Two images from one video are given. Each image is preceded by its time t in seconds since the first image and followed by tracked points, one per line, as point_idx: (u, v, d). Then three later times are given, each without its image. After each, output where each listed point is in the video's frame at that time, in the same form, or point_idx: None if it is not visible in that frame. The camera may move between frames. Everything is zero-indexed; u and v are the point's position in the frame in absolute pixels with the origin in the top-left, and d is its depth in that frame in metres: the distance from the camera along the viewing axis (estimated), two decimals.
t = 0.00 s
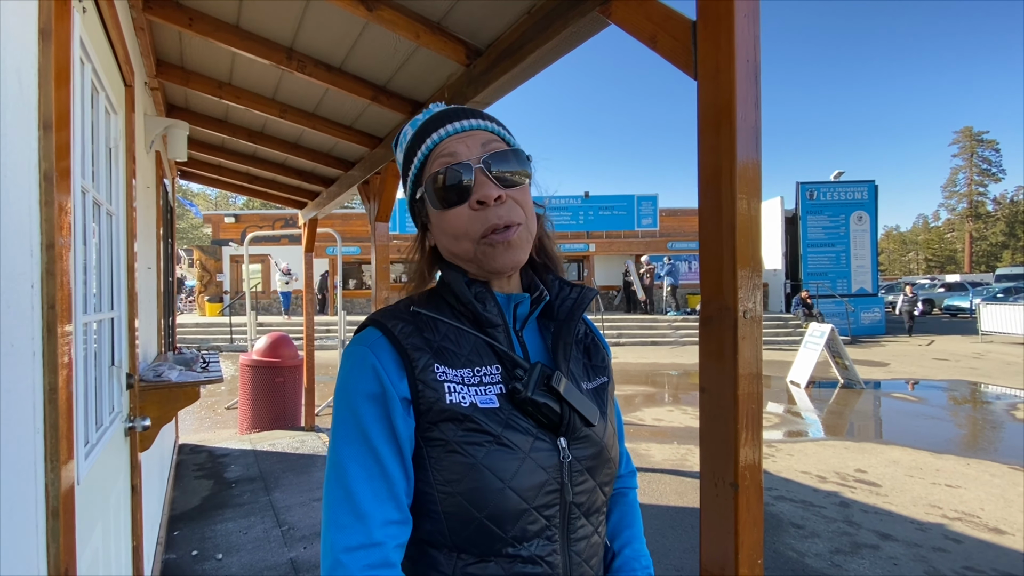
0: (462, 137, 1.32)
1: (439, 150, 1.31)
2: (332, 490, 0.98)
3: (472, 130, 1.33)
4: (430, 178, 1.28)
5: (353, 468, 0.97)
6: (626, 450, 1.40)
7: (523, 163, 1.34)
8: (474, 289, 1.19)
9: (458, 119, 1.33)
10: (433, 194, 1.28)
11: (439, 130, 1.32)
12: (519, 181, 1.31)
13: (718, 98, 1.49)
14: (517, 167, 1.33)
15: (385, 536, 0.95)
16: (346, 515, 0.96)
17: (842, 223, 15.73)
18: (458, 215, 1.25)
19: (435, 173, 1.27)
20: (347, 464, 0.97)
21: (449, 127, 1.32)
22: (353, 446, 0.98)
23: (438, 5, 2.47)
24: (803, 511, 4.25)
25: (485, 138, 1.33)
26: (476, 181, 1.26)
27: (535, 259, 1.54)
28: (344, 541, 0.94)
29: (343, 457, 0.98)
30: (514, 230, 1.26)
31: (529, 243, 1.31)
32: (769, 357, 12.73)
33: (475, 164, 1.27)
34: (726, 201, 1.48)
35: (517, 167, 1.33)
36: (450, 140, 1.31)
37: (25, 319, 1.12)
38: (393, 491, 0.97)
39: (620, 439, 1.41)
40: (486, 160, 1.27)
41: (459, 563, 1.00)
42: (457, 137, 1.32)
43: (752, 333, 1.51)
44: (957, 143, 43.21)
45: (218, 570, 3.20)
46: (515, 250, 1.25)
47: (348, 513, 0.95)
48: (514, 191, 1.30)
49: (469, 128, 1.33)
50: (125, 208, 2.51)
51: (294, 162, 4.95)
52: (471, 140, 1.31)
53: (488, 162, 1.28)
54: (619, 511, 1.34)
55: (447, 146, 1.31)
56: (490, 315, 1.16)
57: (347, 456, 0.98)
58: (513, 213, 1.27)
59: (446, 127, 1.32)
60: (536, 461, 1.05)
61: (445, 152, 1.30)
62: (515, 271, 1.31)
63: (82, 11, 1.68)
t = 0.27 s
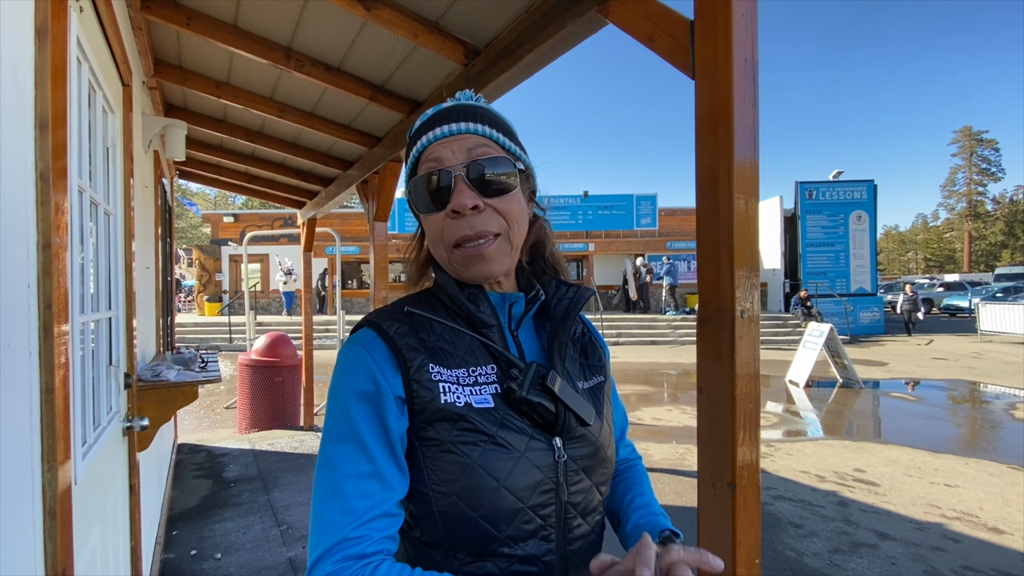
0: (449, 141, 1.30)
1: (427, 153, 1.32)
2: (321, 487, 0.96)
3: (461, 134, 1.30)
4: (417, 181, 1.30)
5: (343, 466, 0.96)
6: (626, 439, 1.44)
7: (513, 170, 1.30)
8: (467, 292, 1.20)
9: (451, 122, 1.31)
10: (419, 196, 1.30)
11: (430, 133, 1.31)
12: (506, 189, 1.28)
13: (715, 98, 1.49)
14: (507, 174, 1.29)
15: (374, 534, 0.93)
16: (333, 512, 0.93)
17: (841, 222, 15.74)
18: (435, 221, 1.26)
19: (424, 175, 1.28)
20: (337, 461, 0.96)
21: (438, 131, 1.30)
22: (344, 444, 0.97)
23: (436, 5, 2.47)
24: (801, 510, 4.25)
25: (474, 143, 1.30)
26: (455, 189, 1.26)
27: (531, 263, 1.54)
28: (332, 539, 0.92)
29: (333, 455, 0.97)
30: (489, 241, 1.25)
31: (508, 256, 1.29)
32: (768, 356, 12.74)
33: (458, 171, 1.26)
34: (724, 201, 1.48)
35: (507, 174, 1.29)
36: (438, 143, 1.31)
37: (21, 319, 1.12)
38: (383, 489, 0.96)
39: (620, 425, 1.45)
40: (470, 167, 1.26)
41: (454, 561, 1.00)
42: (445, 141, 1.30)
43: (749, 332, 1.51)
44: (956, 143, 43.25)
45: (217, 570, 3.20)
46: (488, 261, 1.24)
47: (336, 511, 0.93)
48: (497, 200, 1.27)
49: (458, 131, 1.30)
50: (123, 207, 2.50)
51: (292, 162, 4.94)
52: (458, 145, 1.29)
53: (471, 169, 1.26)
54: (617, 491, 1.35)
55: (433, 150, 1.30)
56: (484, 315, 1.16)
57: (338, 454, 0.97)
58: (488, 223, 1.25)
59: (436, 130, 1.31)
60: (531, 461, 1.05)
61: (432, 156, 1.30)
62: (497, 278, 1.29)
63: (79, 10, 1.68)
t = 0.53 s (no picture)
0: (455, 144, 1.30)
1: (433, 156, 1.31)
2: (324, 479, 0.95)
3: (468, 138, 1.30)
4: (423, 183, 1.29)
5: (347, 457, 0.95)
6: (628, 436, 1.45)
7: (518, 177, 1.30)
8: (468, 293, 1.21)
9: (457, 124, 1.30)
10: (424, 198, 1.30)
11: (435, 136, 1.31)
12: (511, 196, 1.29)
13: (715, 97, 1.50)
14: (513, 180, 1.29)
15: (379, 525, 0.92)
16: (339, 504, 0.92)
17: (839, 221, 15.77)
18: (442, 223, 1.26)
19: (429, 178, 1.28)
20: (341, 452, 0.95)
21: (444, 134, 1.30)
22: (347, 437, 0.96)
23: (436, 4, 2.47)
24: (800, 508, 4.26)
25: (480, 148, 1.30)
26: (462, 193, 1.26)
27: (534, 265, 1.54)
28: (336, 529, 0.90)
29: (338, 447, 0.96)
30: (495, 248, 1.25)
31: (514, 262, 1.29)
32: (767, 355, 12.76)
33: (464, 176, 1.26)
34: (723, 200, 1.48)
35: (513, 180, 1.29)
36: (444, 147, 1.30)
37: (23, 317, 1.12)
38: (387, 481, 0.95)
39: (622, 422, 1.45)
40: (476, 173, 1.26)
41: (457, 555, 1.01)
42: (452, 145, 1.30)
43: (749, 330, 1.51)
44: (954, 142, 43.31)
45: (217, 569, 3.20)
46: (494, 268, 1.24)
47: (340, 502, 0.92)
48: (502, 207, 1.27)
49: (465, 135, 1.30)
50: (123, 206, 2.50)
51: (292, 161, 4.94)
52: (465, 149, 1.29)
53: (478, 175, 1.26)
54: (622, 486, 1.34)
55: (439, 153, 1.30)
56: (485, 313, 1.16)
57: (342, 446, 0.96)
58: (496, 231, 1.25)
59: (442, 132, 1.30)
60: (533, 457, 1.06)
61: (438, 160, 1.30)
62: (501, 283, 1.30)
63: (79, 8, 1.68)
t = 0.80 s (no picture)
0: (461, 133, 1.32)
1: (439, 146, 1.32)
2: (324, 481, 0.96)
3: (472, 127, 1.33)
4: (429, 174, 1.28)
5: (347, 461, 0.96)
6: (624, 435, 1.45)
7: (524, 159, 1.32)
8: (477, 288, 1.20)
9: (459, 116, 1.33)
10: (432, 190, 1.28)
11: (440, 127, 1.32)
12: (520, 178, 1.30)
13: (716, 96, 1.50)
14: (518, 163, 1.31)
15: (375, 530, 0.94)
16: (336, 509, 0.93)
17: (838, 221, 15.79)
18: (454, 212, 1.25)
19: (435, 169, 1.27)
20: (342, 456, 0.96)
21: (448, 124, 1.32)
22: (349, 439, 0.97)
23: (436, 2, 2.47)
24: (799, 507, 4.27)
25: (485, 134, 1.32)
26: (473, 179, 1.25)
27: (539, 255, 1.55)
28: (333, 534, 0.92)
29: (338, 450, 0.97)
30: (510, 230, 1.25)
31: (526, 243, 1.30)
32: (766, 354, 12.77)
33: (474, 161, 1.26)
34: (724, 200, 1.48)
35: (518, 163, 1.31)
36: (450, 136, 1.32)
37: (24, 315, 1.12)
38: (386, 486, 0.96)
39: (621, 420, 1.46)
40: (485, 157, 1.27)
41: (461, 556, 1.02)
42: (457, 133, 1.32)
43: (749, 330, 1.52)
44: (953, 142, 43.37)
45: (217, 568, 3.21)
46: (510, 249, 1.25)
47: (337, 506, 0.93)
48: (513, 189, 1.28)
49: (469, 124, 1.33)
50: (123, 206, 2.50)
51: (292, 160, 4.94)
52: (471, 136, 1.31)
53: (487, 159, 1.27)
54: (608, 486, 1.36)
55: (446, 142, 1.31)
56: (493, 313, 1.16)
57: (343, 448, 0.97)
58: (510, 212, 1.25)
59: (446, 123, 1.32)
60: (539, 459, 1.06)
61: (445, 149, 1.31)
62: (511, 269, 1.31)
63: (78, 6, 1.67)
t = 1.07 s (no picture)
0: (455, 135, 1.30)
1: (432, 148, 1.31)
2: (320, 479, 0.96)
3: (465, 129, 1.31)
4: (421, 176, 1.28)
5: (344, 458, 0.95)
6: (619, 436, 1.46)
7: (516, 163, 1.31)
8: (469, 285, 1.19)
9: (453, 117, 1.32)
10: (424, 192, 1.28)
11: (433, 128, 1.31)
12: (511, 182, 1.30)
13: (715, 93, 1.49)
14: (510, 166, 1.31)
15: (374, 526, 0.94)
16: (333, 505, 0.93)
17: (837, 220, 15.80)
18: (446, 215, 1.25)
19: (426, 171, 1.27)
20: (338, 454, 0.96)
21: (441, 125, 1.31)
22: (344, 437, 0.97)
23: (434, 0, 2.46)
24: (798, 506, 4.27)
25: (479, 137, 1.31)
26: (464, 182, 1.25)
27: (532, 255, 1.54)
28: (332, 531, 0.92)
29: (334, 448, 0.96)
30: (501, 235, 1.25)
31: (519, 250, 1.30)
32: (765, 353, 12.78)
33: (466, 164, 1.26)
34: (723, 197, 1.48)
35: (511, 166, 1.31)
36: (444, 138, 1.31)
37: (20, 313, 1.11)
38: (382, 482, 0.95)
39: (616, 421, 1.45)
40: (476, 160, 1.26)
41: (456, 554, 1.01)
42: (451, 135, 1.30)
43: (747, 328, 1.51)
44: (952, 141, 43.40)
45: (216, 566, 3.20)
46: (501, 253, 1.24)
47: (335, 503, 0.93)
48: (504, 193, 1.28)
49: (463, 125, 1.31)
50: (120, 204, 2.50)
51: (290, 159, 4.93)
52: (464, 139, 1.30)
53: (479, 162, 1.26)
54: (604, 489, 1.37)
55: (439, 144, 1.30)
56: (486, 309, 1.16)
57: (339, 446, 0.96)
58: (501, 216, 1.25)
59: (439, 124, 1.31)
60: (533, 453, 1.05)
61: (437, 151, 1.30)
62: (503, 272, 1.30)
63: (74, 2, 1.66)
